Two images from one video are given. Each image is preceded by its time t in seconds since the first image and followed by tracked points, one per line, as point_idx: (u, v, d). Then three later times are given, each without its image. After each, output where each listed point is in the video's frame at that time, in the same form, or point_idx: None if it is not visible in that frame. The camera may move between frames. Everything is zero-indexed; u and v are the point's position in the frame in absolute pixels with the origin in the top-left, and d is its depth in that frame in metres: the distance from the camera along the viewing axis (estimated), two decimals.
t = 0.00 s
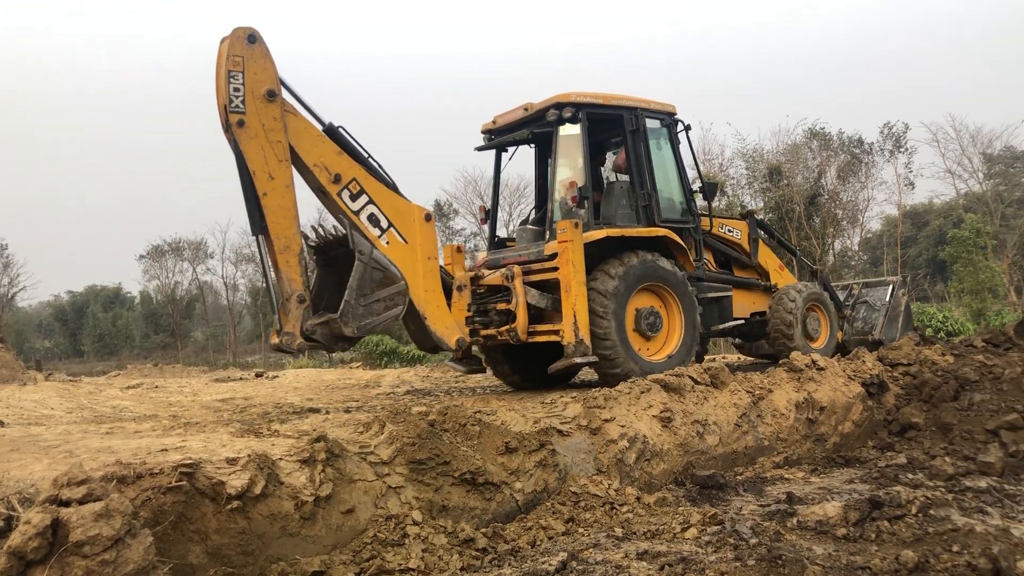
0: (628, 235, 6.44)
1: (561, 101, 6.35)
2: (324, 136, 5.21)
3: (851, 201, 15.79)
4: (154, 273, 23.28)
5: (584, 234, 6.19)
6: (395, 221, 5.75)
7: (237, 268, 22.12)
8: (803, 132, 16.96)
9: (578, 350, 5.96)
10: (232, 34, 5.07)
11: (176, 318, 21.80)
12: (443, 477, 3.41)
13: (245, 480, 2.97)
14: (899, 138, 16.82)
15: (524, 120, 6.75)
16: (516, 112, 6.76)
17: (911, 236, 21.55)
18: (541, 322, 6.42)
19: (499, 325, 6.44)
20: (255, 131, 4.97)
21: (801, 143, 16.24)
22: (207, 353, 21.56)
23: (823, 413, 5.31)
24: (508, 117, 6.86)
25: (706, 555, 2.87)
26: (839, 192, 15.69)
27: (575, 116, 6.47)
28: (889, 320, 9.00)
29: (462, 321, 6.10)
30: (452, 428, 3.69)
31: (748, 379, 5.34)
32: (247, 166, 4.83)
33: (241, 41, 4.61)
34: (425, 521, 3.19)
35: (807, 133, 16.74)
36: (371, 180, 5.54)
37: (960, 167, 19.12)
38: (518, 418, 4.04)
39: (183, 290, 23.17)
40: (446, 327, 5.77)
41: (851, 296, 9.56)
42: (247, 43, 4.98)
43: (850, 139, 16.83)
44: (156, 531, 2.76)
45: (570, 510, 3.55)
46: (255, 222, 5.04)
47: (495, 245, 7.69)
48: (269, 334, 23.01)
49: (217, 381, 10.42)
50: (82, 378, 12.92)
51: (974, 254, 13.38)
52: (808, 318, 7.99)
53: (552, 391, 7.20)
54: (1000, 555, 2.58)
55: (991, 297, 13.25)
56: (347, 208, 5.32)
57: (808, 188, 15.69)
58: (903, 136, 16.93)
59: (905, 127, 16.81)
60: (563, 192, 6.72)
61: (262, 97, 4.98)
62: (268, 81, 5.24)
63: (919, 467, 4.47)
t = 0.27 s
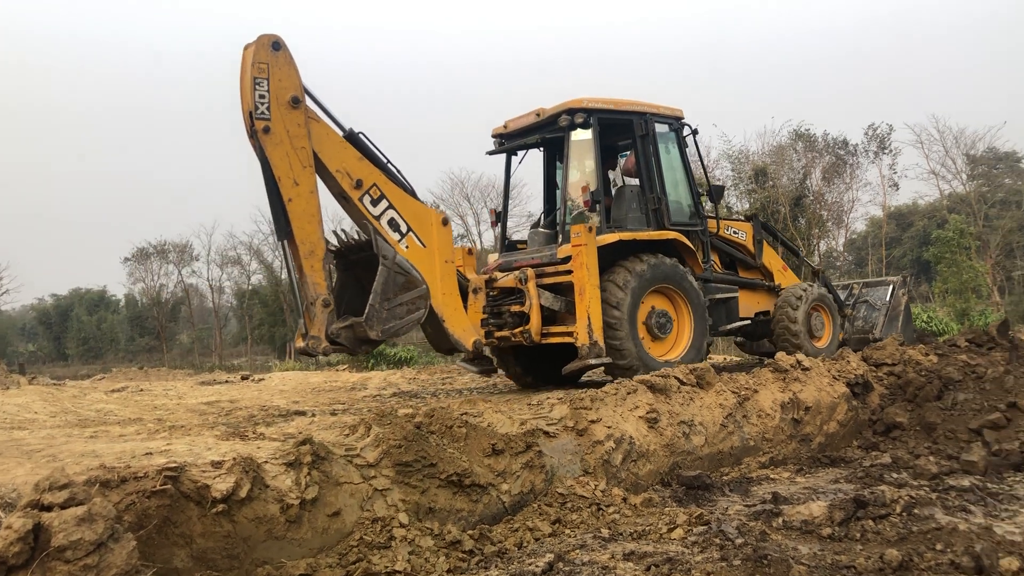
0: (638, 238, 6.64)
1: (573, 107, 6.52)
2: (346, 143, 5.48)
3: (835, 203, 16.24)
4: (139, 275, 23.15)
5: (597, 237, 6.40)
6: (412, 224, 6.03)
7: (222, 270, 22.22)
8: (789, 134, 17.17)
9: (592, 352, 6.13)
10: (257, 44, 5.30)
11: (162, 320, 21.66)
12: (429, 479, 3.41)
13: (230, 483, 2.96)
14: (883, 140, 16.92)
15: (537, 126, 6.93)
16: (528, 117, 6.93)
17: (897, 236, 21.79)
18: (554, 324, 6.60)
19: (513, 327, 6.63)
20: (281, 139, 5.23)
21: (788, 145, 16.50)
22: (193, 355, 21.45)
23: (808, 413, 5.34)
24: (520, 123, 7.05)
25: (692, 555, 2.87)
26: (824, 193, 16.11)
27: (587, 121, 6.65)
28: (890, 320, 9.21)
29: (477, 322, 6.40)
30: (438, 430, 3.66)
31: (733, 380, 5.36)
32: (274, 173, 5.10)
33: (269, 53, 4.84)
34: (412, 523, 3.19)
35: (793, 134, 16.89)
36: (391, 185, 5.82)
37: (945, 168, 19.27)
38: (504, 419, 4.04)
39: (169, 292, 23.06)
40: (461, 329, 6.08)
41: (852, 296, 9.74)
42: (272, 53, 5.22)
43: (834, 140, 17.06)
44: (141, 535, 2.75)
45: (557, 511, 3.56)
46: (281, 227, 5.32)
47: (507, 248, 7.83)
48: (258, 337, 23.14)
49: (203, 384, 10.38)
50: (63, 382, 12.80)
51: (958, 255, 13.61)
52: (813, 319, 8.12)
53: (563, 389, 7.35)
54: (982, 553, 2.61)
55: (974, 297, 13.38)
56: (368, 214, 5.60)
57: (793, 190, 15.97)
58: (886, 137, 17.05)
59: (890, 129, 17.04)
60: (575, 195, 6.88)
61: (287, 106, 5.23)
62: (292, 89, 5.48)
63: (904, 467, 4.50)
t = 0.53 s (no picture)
0: (645, 237, 6.70)
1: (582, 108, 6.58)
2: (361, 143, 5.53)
3: (819, 203, 16.71)
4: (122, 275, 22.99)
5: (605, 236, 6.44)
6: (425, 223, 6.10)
7: (207, 270, 22.12)
8: (773, 135, 17.34)
9: (602, 348, 6.19)
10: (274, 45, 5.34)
11: (144, 320, 21.49)
12: (413, 480, 3.40)
13: (212, 484, 2.95)
14: (866, 140, 17.03)
15: (545, 126, 6.98)
16: (536, 118, 6.98)
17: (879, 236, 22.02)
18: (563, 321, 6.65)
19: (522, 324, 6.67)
20: (298, 139, 5.27)
21: (771, 146, 16.69)
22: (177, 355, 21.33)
23: (790, 412, 5.36)
24: (529, 124, 7.10)
25: (675, 554, 2.89)
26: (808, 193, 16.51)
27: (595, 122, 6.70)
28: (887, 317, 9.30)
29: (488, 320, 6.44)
30: (422, 430, 3.66)
31: (716, 379, 5.37)
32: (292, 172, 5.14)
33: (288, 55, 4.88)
34: (396, 523, 3.19)
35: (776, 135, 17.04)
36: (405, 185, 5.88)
37: (927, 168, 19.40)
38: (488, 419, 4.05)
39: (152, 292, 22.93)
40: (474, 327, 6.13)
41: (849, 294, 9.82)
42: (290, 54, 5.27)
43: (817, 141, 17.27)
44: (121, 536, 2.74)
45: (541, 511, 3.57)
46: (298, 225, 5.35)
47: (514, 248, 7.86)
48: (242, 336, 23.01)
49: (185, 385, 10.32)
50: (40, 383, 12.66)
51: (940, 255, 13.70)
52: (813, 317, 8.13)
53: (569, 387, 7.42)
54: (961, 550, 2.65)
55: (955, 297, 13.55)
56: (383, 213, 5.65)
57: (776, 191, 16.01)
58: (868, 137, 17.19)
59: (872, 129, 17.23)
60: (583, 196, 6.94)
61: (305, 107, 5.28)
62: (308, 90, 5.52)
63: (886, 465, 4.53)
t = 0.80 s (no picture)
0: (652, 234, 6.77)
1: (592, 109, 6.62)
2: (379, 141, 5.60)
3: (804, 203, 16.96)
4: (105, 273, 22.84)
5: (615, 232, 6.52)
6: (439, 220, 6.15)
7: (191, 268, 22.00)
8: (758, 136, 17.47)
9: (612, 342, 6.23)
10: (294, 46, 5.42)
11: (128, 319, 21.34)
12: (397, 479, 3.39)
13: (195, 484, 2.94)
14: (850, 142, 17.13)
15: (555, 127, 7.02)
16: (547, 119, 7.01)
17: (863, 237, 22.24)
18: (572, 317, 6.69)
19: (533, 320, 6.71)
20: (318, 136, 5.34)
21: (756, 147, 16.87)
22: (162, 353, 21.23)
23: (774, 411, 5.38)
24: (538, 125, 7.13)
25: (659, 553, 2.90)
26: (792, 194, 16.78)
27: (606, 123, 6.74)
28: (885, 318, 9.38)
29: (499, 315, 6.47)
30: (406, 429, 3.65)
31: (700, 379, 5.39)
32: (311, 169, 5.20)
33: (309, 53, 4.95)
34: (380, 523, 3.18)
35: (762, 136, 17.18)
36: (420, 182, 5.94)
37: (910, 170, 19.66)
38: (472, 419, 4.04)
39: (135, 290, 22.79)
40: (486, 321, 6.16)
41: (848, 294, 9.87)
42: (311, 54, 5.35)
43: (802, 142, 17.46)
44: (102, 536, 2.72)
45: (525, 510, 3.57)
46: (316, 220, 5.41)
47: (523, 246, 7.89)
48: (224, 335, 22.51)
49: (169, 384, 10.26)
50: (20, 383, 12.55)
51: (923, 255, 13.78)
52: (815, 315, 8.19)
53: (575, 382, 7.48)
54: (942, 549, 2.67)
55: (937, 297, 13.73)
56: (399, 208, 5.71)
57: (761, 191, 16.17)
58: (852, 138, 17.32)
59: (856, 131, 17.41)
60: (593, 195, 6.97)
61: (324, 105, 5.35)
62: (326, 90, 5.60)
63: (868, 464, 4.56)
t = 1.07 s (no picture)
0: (662, 234, 6.79)
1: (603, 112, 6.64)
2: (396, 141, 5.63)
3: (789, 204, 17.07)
4: (89, 271, 22.68)
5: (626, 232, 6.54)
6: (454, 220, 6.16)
7: (176, 266, 21.91)
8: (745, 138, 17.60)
9: (623, 339, 6.23)
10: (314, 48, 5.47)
11: (114, 318, 21.18)
12: (382, 479, 3.39)
13: (179, 483, 2.93)
14: (835, 143, 17.21)
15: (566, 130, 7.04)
16: (558, 122, 7.04)
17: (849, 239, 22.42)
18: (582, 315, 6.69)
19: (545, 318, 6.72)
20: (337, 136, 5.37)
21: (743, 148, 16.99)
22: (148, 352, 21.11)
23: (759, 412, 5.41)
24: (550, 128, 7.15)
25: (644, 553, 2.90)
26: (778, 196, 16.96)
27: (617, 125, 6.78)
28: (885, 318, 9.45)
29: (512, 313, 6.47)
30: (392, 429, 3.65)
31: (686, 379, 5.40)
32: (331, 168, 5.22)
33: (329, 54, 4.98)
34: (364, 522, 3.18)
35: (749, 138, 17.29)
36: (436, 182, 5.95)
37: (895, 173, 19.85)
38: (458, 418, 4.04)
39: (120, 288, 22.68)
40: (500, 318, 6.17)
41: (848, 295, 9.92)
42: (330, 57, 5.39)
43: (789, 145, 17.60)
44: (85, 535, 2.71)
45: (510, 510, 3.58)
46: (335, 219, 5.43)
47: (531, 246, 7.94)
48: (210, 334, 22.56)
49: (153, 382, 10.19)
50: None
51: (906, 257, 13.90)
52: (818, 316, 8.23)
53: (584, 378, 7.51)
54: (924, 550, 2.69)
55: (921, 298, 13.89)
56: (416, 207, 5.72)
57: (747, 192, 16.11)
58: (838, 140, 17.45)
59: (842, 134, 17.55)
60: (603, 197, 6.99)
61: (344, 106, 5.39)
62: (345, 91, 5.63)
63: (852, 465, 4.59)
